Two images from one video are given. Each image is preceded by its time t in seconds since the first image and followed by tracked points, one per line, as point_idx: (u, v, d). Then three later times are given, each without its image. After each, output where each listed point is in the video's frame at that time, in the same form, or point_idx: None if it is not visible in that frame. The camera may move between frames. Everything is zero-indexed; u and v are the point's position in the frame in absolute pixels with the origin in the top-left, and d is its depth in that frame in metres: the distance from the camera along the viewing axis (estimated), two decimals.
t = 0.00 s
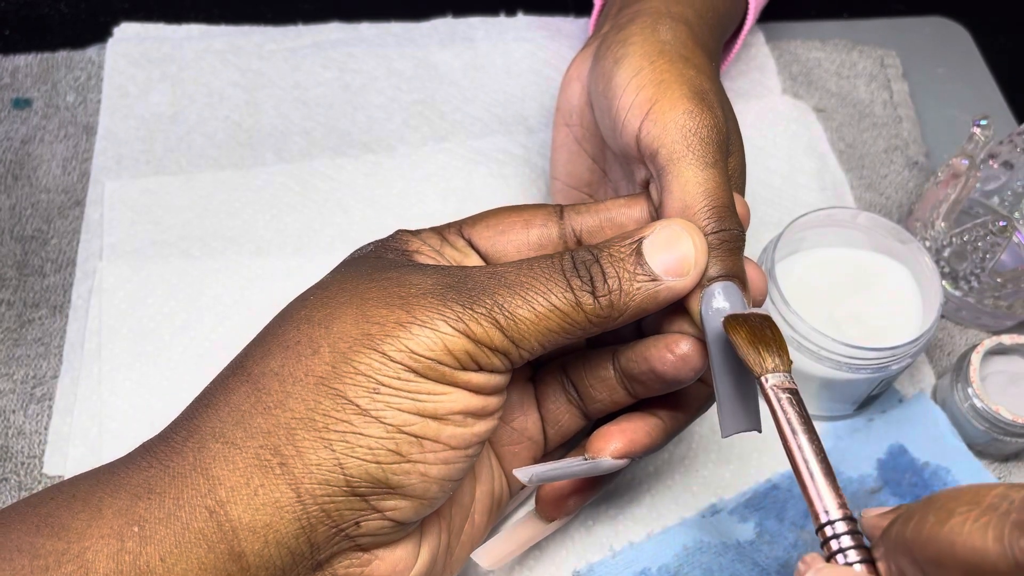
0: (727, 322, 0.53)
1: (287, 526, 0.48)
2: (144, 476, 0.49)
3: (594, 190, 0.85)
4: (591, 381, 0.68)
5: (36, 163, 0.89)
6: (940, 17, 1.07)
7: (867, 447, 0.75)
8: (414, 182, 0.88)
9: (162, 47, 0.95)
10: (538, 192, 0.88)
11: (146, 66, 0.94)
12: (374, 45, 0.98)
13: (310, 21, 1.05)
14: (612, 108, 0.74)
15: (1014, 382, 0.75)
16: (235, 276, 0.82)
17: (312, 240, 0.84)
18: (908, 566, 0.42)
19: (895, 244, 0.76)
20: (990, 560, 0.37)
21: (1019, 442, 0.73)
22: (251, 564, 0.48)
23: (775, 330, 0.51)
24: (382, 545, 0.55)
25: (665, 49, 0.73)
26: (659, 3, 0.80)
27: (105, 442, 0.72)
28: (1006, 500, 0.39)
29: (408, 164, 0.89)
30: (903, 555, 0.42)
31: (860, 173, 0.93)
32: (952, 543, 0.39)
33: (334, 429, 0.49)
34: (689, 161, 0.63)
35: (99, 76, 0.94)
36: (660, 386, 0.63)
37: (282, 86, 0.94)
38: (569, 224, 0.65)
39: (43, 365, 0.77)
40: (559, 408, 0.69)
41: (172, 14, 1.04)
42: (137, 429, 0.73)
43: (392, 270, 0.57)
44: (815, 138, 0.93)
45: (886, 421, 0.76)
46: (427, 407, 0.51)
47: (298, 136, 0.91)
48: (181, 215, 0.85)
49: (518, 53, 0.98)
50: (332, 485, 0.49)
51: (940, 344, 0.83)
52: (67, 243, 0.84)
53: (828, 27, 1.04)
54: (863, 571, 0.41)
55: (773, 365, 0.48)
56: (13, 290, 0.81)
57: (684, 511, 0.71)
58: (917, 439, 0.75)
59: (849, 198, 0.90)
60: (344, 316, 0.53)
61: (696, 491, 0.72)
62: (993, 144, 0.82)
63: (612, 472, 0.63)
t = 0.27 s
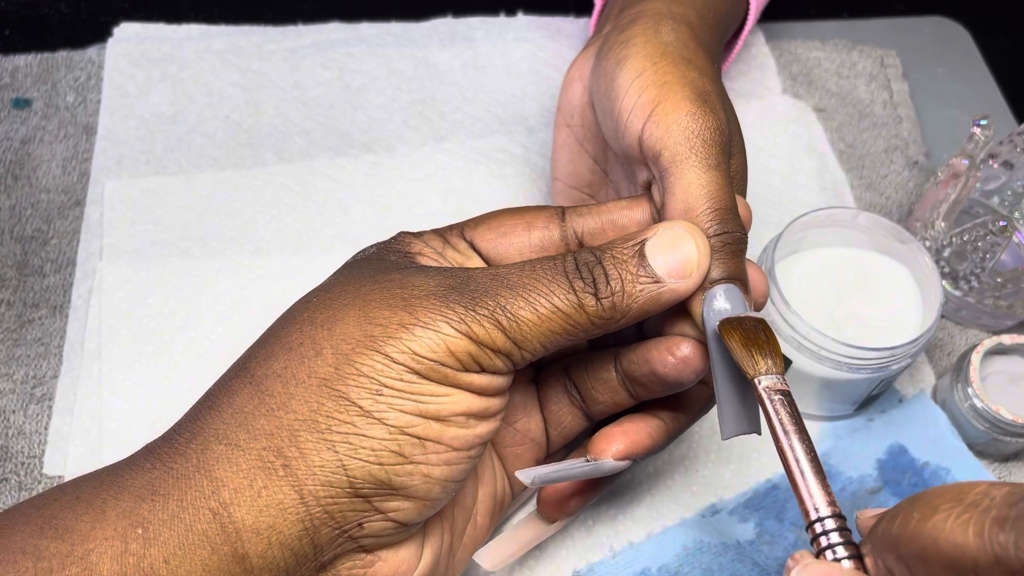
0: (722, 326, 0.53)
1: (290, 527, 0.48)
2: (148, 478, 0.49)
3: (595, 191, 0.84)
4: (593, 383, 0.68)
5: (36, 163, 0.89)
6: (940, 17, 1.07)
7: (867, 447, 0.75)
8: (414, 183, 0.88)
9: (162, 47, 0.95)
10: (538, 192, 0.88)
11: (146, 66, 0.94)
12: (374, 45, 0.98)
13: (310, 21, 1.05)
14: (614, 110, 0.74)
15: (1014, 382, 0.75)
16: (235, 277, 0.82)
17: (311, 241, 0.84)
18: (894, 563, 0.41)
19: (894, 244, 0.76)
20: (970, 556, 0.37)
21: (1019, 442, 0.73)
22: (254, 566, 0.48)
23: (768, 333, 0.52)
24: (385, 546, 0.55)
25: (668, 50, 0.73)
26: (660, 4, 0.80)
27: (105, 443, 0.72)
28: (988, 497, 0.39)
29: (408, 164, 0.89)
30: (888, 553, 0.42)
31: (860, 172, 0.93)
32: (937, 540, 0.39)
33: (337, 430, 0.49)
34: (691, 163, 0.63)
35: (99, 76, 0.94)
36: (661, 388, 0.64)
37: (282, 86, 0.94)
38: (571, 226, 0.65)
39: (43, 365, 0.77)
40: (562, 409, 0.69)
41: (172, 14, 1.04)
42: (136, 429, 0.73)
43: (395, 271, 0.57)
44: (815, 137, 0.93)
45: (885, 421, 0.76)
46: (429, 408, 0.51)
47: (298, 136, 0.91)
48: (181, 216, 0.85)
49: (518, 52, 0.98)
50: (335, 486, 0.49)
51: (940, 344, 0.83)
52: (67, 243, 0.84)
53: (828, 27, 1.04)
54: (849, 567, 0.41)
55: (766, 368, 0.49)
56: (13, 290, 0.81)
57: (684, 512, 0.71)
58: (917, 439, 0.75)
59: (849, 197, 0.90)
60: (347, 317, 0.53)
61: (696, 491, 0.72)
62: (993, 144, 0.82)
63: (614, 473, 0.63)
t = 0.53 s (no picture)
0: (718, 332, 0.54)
1: (292, 530, 0.48)
2: (149, 480, 0.49)
3: (596, 192, 0.84)
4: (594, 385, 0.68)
5: (36, 163, 0.89)
6: (939, 17, 1.07)
7: (867, 447, 0.75)
8: (414, 183, 0.88)
9: (163, 47, 0.95)
10: (538, 192, 0.88)
11: (146, 66, 0.94)
12: (374, 45, 0.98)
13: (310, 20, 1.05)
14: (615, 111, 0.74)
15: (1014, 382, 0.75)
16: (235, 276, 0.81)
17: (312, 240, 0.84)
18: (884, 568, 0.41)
19: (894, 244, 0.76)
20: (957, 561, 0.37)
21: (1018, 442, 0.73)
22: (256, 568, 0.48)
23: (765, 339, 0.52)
24: (386, 549, 0.55)
25: (669, 51, 0.73)
26: (662, 4, 0.80)
27: (105, 443, 0.72)
28: (975, 503, 0.38)
29: (408, 164, 0.89)
30: (879, 559, 0.41)
31: (860, 173, 0.93)
32: (924, 544, 0.39)
33: (338, 432, 0.49)
34: (692, 164, 0.63)
35: (99, 76, 0.94)
36: (662, 390, 0.64)
37: (282, 86, 0.94)
38: (572, 227, 0.65)
39: (43, 365, 0.77)
40: (564, 411, 0.69)
41: (172, 14, 1.03)
42: (137, 429, 0.73)
43: (396, 274, 0.57)
44: (815, 138, 0.93)
45: (885, 421, 0.76)
46: (430, 411, 0.51)
47: (298, 136, 0.91)
48: (181, 216, 0.85)
49: (518, 52, 0.97)
50: (336, 489, 0.49)
51: (940, 344, 0.83)
52: (67, 243, 0.84)
53: (828, 27, 1.04)
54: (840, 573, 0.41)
55: (759, 377, 0.50)
56: (12, 290, 0.81)
57: (684, 512, 0.71)
58: (917, 439, 0.75)
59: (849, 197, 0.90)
60: (348, 320, 0.53)
61: (696, 491, 0.72)
62: (993, 144, 0.82)
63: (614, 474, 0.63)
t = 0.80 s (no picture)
0: (727, 318, 0.53)
1: (294, 531, 0.48)
2: (152, 482, 0.49)
3: (597, 192, 0.84)
4: (597, 386, 0.68)
5: (36, 163, 0.89)
6: (940, 17, 1.07)
7: (866, 447, 0.75)
8: (414, 183, 0.88)
9: (163, 47, 0.95)
10: (538, 192, 0.88)
11: (146, 66, 0.94)
12: (374, 45, 0.97)
13: (310, 21, 1.05)
14: (616, 112, 0.74)
15: (1014, 382, 0.75)
16: (235, 276, 0.81)
17: (312, 240, 0.84)
18: (901, 555, 0.44)
19: (894, 243, 0.76)
20: (982, 549, 0.39)
21: (1019, 442, 0.73)
22: (258, 570, 0.48)
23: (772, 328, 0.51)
24: (388, 551, 0.55)
25: (670, 52, 0.73)
26: (663, 4, 0.80)
27: (105, 443, 0.72)
28: (997, 491, 0.41)
29: (408, 164, 0.89)
30: (895, 545, 0.44)
31: (860, 173, 0.93)
32: (946, 533, 0.41)
33: (342, 434, 0.49)
34: (693, 165, 0.63)
35: (98, 76, 0.94)
36: (664, 391, 0.64)
37: (282, 86, 0.94)
38: (575, 229, 0.65)
39: (43, 365, 0.77)
40: (567, 412, 0.69)
41: (172, 14, 1.03)
42: (137, 429, 0.73)
43: (400, 276, 0.57)
44: (815, 137, 0.93)
45: (886, 421, 0.76)
46: (434, 413, 0.51)
47: (298, 136, 0.91)
48: (181, 216, 0.85)
49: (518, 52, 0.97)
50: (339, 490, 0.49)
51: (940, 344, 0.83)
52: (67, 243, 0.84)
53: (828, 27, 1.04)
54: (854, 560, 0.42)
55: (767, 360, 0.49)
56: (12, 290, 0.81)
57: (684, 512, 0.71)
58: (917, 439, 0.75)
59: (849, 198, 0.90)
60: (352, 321, 0.53)
61: (696, 491, 0.72)
62: (993, 144, 0.82)
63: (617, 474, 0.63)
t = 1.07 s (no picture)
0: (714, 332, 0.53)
1: (290, 525, 0.48)
2: (150, 475, 0.49)
3: (598, 192, 0.84)
4: (598, 388, 0.68)
5: (36, 163, 0.89)
6: (940, 16, 1.07)
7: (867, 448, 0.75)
8: (414, 183, 0.88)
9: (163, 47, 0.95)
10: (538, 192, 0.88)
11: (146, 66, 0.94)
12: (374, 45, 0.98)
13: (310, 21, 1.05)
14: (614, 112, 0.74)
15: (1014, 382, 0.75)
16: (235, 276, 0.82)
17: (312, 240, 0.84)
18: (974, 545, 0.47)
19: (894, 243, 0.75)
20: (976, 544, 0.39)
21: (1018, 442, 0.73)
22: (253, 563, 0.48)
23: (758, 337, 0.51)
24: (384, 548, 0.55)
25: (666, 53, 0.73)
26: (663, 4, 0.80)
27: (105, 443, 0.72)
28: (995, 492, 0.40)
29: (408, 165, 0.89)
30: (969, 537, 0.48)
31: (860, 172, 0.93)
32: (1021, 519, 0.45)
33: (339, 429, 0.49)
34: (682, 166, 0.63)
35: (98, 76, 0.94)
36: (663, 393, 0.64)
37: (282, 86, 0.94)
38: (579, 228, 0.64)
39: (43, 365, 0.77)
40: (568, 413, 0.70)
41: (172, 14, 1.04)
42: (137, 429, 0.73)
43: (402, 273, 0.57)
44: (815, 137, 0.93)
45: (886, 421, 0.76)
46: (433, 409, 0.51)
47: (298, 136, 0.91)
48: (181, 215, 0.85)
49: (518, 52, 0.97)
50: (335, 485, 0.49)
51: (940, 344, 0.83)
52: (67, 243, 0.84)
53: (828, 27, 1.04)
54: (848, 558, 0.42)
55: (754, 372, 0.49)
56: (12, 290, 0.81)
57: (684, 512, 0.71)
58: (917, 439, 0.75)
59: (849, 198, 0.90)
60: (353, 316, 0.52)
61: (696, 491, 0.72)
62: (993, 144, 0.82)
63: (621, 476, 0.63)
